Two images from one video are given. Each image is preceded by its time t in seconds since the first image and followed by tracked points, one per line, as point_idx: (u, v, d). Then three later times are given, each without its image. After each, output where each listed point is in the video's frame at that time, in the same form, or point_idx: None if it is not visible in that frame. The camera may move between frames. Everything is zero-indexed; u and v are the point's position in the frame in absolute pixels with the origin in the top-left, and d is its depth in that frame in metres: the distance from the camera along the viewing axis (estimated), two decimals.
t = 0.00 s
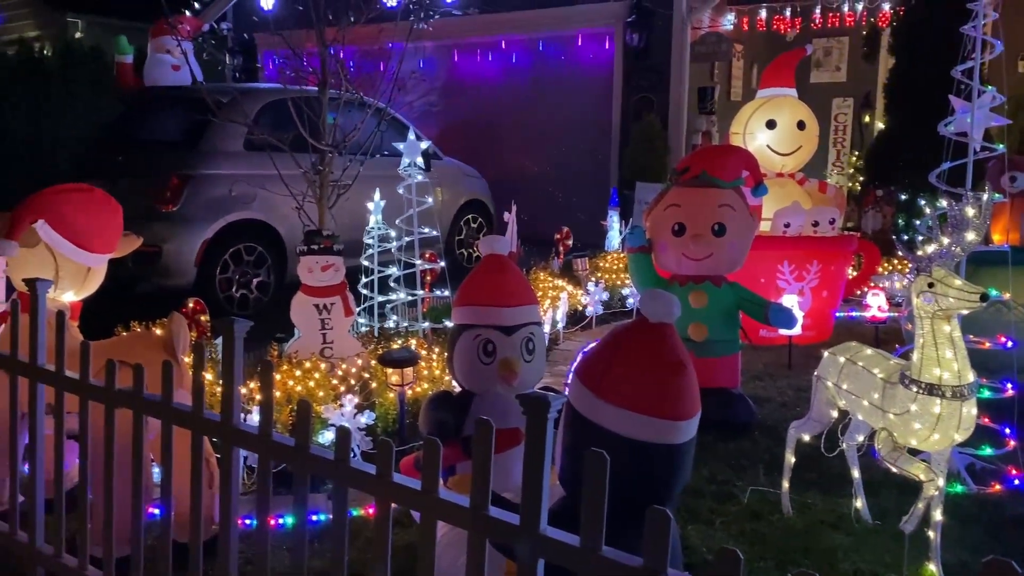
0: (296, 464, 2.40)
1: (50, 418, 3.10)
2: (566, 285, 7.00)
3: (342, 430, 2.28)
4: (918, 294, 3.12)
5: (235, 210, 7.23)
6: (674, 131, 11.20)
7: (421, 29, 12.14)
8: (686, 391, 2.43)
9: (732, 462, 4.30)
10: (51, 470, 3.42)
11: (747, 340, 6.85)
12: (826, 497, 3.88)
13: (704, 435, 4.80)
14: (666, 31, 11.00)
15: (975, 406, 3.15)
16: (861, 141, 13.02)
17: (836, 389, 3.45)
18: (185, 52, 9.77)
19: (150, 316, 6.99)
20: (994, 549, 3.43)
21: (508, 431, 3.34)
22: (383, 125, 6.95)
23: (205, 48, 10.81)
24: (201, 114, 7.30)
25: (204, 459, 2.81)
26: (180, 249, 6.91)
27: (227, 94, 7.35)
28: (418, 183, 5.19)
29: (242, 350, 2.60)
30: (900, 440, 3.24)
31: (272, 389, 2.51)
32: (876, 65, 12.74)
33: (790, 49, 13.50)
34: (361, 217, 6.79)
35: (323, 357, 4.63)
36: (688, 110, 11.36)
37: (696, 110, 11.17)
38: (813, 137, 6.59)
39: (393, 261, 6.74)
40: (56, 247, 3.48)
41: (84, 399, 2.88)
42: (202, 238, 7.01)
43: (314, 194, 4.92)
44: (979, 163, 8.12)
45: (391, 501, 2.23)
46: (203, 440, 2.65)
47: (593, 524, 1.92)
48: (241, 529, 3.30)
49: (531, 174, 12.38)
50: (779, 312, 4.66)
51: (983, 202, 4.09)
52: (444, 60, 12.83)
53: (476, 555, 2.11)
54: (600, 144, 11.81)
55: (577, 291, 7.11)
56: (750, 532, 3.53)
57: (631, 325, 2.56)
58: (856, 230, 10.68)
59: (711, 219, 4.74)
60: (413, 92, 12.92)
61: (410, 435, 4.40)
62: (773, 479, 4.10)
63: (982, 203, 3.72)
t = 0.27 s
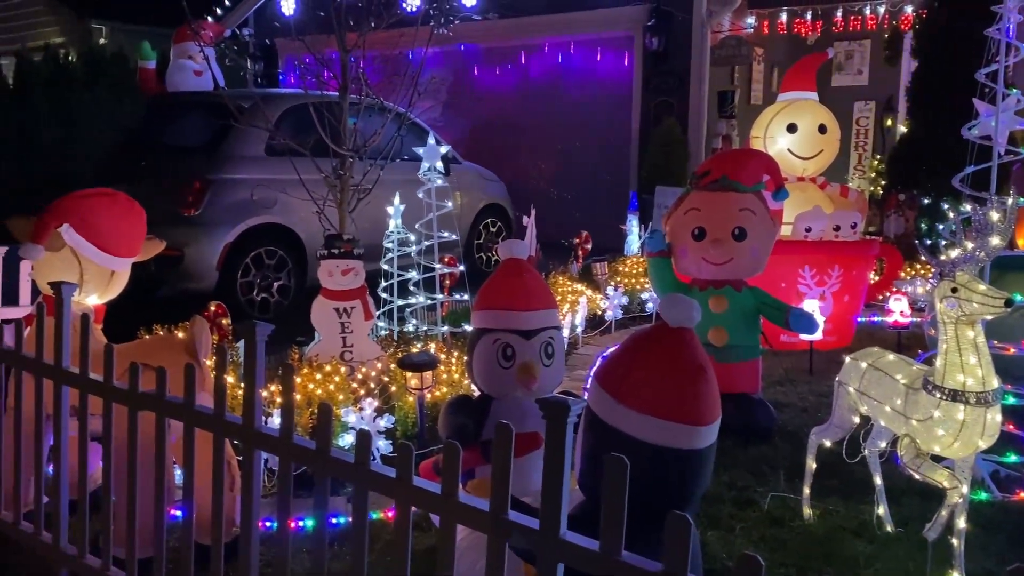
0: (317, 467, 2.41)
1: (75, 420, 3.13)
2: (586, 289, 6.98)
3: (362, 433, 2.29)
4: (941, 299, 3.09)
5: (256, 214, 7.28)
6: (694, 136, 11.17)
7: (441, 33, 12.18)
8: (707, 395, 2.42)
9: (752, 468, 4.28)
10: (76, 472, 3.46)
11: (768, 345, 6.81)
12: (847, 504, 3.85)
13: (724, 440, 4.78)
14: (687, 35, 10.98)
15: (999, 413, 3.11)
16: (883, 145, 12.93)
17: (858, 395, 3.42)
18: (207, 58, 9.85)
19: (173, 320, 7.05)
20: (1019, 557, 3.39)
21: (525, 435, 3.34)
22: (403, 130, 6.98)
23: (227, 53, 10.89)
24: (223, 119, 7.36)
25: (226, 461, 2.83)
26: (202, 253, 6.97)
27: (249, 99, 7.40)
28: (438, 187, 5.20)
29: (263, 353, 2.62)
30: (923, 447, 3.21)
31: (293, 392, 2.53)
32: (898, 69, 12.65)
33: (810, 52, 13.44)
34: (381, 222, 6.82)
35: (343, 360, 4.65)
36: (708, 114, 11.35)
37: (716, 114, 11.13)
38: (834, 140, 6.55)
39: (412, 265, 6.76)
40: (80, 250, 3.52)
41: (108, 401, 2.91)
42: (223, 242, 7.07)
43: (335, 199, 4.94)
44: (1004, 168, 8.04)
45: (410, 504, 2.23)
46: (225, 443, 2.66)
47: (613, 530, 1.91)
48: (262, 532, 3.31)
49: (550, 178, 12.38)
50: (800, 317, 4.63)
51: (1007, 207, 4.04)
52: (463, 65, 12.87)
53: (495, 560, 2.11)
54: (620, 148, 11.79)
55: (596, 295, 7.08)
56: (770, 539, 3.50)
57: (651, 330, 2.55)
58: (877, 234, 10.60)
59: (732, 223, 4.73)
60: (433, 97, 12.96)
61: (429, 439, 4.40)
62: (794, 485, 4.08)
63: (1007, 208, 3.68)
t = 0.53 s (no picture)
0: (340, 470, 2.42)
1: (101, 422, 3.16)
2: (606, 293, 6.97)
3: (384, 436, 2.30)
4: (967, 305, 3.06)
5: (278, 219, 7.34)
6: (714, 140, 11.14)
7: (462, 38, 12.23)
8: (729, 401, 2.41)
9: (774, 474, 4.25)
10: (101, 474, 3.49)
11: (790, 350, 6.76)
12: (870, 510, 3.82)
13: (746, 446, 4.75)
14: (707, 40, 10.97)
15: None
16: (906, 150, 12.84)
17: (881, 401, 3.40)
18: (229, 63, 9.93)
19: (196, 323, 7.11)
20: None
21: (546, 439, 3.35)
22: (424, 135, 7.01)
23: (250, 59, 10.97)
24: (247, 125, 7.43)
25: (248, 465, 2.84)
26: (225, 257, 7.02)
27: (272, 105, 7.46)
28: (458, 192, 5.21)
29: (287, 356, 2.64)
30: (948, 454, 3.19)
31: (315, 395, 2.54)
32: (922, 72, 12.56)
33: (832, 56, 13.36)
34: (401, 226, 6.84)
35: (364, 364, 4.67)
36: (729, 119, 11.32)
37: (737, 118, 11.10)
38: (857, 144, 6.51)
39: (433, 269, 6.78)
40: (105, 253, 3.56)
41: (133, 404, 2.94)
42: (246, 246, 7.14)
43: (357, 204, 4.97)
44: None
45: (432, 509, 2.24)
46: (249, 446, 2.68)
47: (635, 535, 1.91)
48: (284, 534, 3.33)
49: (570, 182, 12.37)
50: (823, 322, 4.61)
51: None
52: (483, 70, 12.90)
53: (516, 565, 2.10)
54: (640, 152, 11.76)
55: (616, 300, 7.06)
56: (792, 545, 3.48)
57: (674, 335, 2.55)
58: (900, 239, 10.52)
59: (753, 228, 4.71)
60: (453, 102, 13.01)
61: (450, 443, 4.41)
62: (816, 491, 4.05)
63: None
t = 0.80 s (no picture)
0: (364, 474, 2.43)
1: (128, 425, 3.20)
2: (628, 298, 6.95)
3: (408, 440, 2.30)
4: (995, 310, 3.03)
5: (302, 223, 7.39)
6: (737, 145, 11.09)
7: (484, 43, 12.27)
8: (753, 407, 2.40)
9: (798, 481, 4.22)
10: (128, 475, 3.53)
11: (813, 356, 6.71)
12: (896, 518, 3.78)
13: (769, 452, 4.72)
14: (730, 44, 10.93)
15: None
16: (931, 153, 12.72)
17: (907, 407, 3.36)
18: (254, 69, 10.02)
19: (220, 327, 7.17)
20: None
21: (569, 444, 3.34)
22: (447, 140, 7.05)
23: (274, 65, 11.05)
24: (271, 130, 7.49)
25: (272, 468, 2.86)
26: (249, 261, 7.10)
27: (296, 110, 7.52)
28: (481, 197, 5.22)
29: (311, 361, 2.66)
30: (976, 461, 3.15)
31: (340, 399, 2.56)
32: (948, 75, 12.43)
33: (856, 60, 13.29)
34: (424, 231, 6.87)
35: (386, 368, 4.69)
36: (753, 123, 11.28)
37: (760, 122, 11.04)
38: (882, 148, 6.46)
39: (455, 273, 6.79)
40: (131, 257, 3.60)
41: (160, 407, 2.97)
42: (269, 250, 7.20)
43: (380, 209, 4.99)
44: None
45: (456, 512, 2.24)
46: (273, 449, 2.70)
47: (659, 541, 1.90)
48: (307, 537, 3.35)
49: (592, 187, 12.37)
50: (848, 328, 4.58)
51: None
52: (505, 74, 12.94)
53: (540, 569, 2.10)
54: (662, 156, 11.71)
55: (638, 304, 7.04)
56: (817, 552, 3.45)
57: (697, 340, 2.54)
58: (926, 244, 10.42)
59: (777, 233, 4.71)
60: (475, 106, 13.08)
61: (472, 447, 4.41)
62: (840, 498, 4.01)
63: None
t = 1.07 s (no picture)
0: (385, 476, 2.44)
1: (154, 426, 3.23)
2: (647, 302, 6.93)
3: (429, 443, 2.31)
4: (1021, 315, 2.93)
5: (322, 227, 7.44)
6: (758, 148, 11.05)
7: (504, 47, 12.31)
8: (775, 412, 2.39)
9: (819, 486, 4.19)
10: (152, 476, 3.57)
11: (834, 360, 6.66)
12: (919, 525, 3.75)
13: (790, 457, 4.69)
14: (751, 48, 10.88)
15: None
16: (954, 157, 12.62)
17: (931, 414, 3.33)
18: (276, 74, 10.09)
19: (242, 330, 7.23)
20: None
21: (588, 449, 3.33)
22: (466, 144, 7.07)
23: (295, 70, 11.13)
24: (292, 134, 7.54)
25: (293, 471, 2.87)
26: (270, 265, 7.15)
27: (316, 114, 7.56)
28: (500, 201, 5.22)
29: (333, 363, 2.67)
30: (1001, 467, 3.14)
31: (362, 402, 2.56)
32: (971, 78, 12.33)
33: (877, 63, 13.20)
34: (443, 235, 6.90)
35: (406, 371, 4.70)
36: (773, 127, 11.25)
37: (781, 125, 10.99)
38: (904, 152, 6.42)
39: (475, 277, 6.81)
40: (155, 260, 3.63)
41: (182, 408, 2.99)
42: (290, 254, 7.25)
43: (400, 213, 5.01)
44: None
45: (477, 515, 2.25)
46: (295, 451, 2.71)
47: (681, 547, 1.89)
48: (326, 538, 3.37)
49: (611, 191, 12.36)
50: (870, 332, 4.55)
51: None
52: (524, 77, 12.97)
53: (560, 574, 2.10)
54: (682, 159, 11.68)
55: (657, 308, 7.02)
56: (838, 559, 3.43)
57: (719, 344, 2.53)
58: (949, 248, 10.34)
59: (798, 237, 4.68)
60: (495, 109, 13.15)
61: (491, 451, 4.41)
62: (862, 504, 3.98)
63: None
